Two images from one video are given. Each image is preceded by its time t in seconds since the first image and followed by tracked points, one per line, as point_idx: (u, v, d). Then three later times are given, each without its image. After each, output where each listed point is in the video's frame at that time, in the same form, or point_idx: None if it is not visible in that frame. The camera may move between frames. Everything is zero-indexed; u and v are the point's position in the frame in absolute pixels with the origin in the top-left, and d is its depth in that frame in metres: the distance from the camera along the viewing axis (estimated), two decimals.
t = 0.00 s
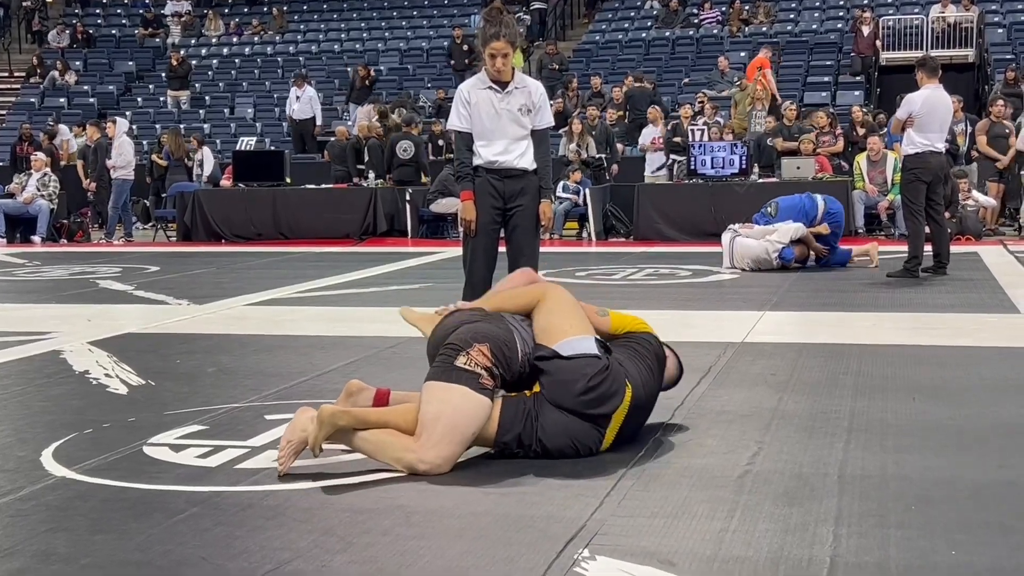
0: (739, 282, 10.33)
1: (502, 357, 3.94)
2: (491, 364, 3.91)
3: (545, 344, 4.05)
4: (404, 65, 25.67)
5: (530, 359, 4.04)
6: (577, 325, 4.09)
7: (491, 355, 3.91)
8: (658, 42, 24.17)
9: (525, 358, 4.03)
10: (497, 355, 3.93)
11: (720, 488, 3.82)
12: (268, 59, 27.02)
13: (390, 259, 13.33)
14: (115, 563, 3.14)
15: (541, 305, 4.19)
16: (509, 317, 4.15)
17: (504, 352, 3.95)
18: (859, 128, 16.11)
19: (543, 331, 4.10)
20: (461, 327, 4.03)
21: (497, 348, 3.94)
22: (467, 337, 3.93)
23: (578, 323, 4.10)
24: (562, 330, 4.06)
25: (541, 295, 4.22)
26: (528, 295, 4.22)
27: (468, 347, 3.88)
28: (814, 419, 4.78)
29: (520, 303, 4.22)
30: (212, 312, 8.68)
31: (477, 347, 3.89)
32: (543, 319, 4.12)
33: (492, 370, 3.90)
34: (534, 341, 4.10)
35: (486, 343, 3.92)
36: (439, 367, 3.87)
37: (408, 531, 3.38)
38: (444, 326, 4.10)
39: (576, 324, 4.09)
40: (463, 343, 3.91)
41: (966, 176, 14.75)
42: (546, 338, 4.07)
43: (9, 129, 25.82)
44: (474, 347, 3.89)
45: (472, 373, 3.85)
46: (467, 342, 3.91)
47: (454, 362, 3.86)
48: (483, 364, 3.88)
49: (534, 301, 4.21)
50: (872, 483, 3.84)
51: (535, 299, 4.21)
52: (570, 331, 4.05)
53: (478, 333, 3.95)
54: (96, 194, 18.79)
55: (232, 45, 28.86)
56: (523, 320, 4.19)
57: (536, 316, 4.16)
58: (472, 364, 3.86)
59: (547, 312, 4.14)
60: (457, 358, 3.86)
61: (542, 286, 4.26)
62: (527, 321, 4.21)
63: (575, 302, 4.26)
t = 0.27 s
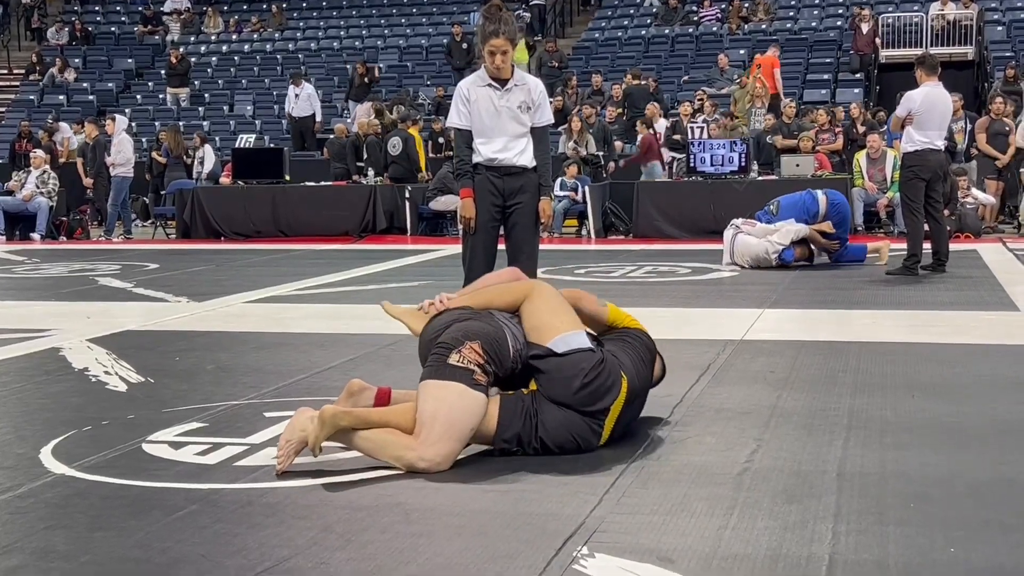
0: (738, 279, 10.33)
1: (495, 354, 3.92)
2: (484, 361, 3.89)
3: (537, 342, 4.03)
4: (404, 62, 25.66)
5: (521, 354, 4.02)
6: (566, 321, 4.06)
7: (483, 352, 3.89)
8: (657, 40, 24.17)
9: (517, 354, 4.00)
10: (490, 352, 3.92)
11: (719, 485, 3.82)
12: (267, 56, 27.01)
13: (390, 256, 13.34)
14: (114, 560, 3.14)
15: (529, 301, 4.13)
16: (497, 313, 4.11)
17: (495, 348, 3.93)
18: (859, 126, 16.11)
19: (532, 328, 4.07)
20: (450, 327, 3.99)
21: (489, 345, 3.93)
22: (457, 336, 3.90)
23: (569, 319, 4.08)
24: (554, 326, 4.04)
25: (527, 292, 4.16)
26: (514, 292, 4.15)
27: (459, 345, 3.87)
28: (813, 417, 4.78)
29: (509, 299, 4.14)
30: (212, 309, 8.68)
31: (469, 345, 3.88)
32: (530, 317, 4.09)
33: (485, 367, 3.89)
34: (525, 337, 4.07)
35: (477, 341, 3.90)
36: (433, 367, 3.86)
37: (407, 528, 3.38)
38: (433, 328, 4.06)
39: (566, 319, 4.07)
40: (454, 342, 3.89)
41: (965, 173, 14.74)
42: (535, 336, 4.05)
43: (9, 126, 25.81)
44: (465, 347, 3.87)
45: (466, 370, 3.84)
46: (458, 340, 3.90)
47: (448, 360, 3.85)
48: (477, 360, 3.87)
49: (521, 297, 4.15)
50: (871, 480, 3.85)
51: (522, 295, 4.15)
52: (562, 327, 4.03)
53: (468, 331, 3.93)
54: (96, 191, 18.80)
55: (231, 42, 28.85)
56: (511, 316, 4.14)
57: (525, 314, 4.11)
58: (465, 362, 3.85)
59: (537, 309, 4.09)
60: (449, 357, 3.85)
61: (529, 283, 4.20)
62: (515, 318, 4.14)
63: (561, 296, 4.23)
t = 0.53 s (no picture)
0: (738, 276, 10.33)
1: (493, 350, 3.91)
2: (482, 356, 3.88)
3: (546, 341, 4.05)
4: (404, 59, 25.65)
5: (522, 350, 4.01)
6: (578, 322, 4.07)
7: (480, 347, 3.89)
8: (657, 37, 24.15)
9: (517, 349, 4.00)
10: (487, 347, 3.91)
11: (719, 482, 3.82)
12: (267, 53, 26.99)
13: (390, 253, 13.34)
14: (114, 556, 3.14)
15: (542, 300, 4.15)
16: (503, 310, 4.12)
17: (494, 344, 3.93)
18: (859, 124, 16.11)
19: (542, 328, 4.08)
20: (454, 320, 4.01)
21: (488, 342, 3.92)
22: (457, 332, 3.91)
23: (579, 319, 4.08)
24: (563, 326, 4.05)
25: (540, 292, 4.18)
26: (526, 291, 4.18)
27: (458, 340, 3.87)
28: (813, 414, 4.78)
29: (521, 297, 4.18)
30: (212, 306, 8.68)
31: (467, 341, 3.88)
32: (541, 316, 4.10)
33: (483, 363, 3.88)
34: (532, 335, 4.08)
35: (476, 336, 3.91)
36: (431, 362, 3.87)
37: (407, 525, 3.38)
38: (438, 319, 4.07)
39: (576, 320, 4.07)
40: (454, 337, 3.89)
41: (966, 171, 14.73)
42: (545, 335, 4.06)
43: (8, 123, 25.80)
44: (463, 341, 3.87)
45: (463, 366, 3.83)
46: (458, 335, 3.90)
47: (446, 356, 3.84)
48: (475, 356, 3.86)
49: (533, 297, 4.17)
50: (871, 478, 3.84)
51: (534, 295, 4.17)
52: (572, 328, 4.04)
53: (468, 327, 3.93)
54: (95, 187, 18.81)
55: (231, 39, 28.82)
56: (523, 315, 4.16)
57: (536, 312, 4.13)
58: (463, 358, 3.84)
59: (548, 308, 4.11)
60: (447, 353, 3.85)
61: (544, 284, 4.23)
62: (526, 317, 4.15)
63: (576, 297, 4.24)
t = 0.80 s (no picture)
0: (738, 274, 10.33)
1: (511, 350, 3.92)
2: (500, 357, 3.89)
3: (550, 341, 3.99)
4: (404, 56, 25.64)
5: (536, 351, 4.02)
6: (585, 323, 3.99)
7: (500, 349, 3.90)
8: (658, 34, 24.14)
9: (533, 350, 4.02)
10: (507, 349, 3.92)
11: (720, 480, 3.82)
12: (268, 49, 26.97)
13: (390, 250, 13.33)
14: (115, 554, 3.14)
15: (551, 294, 4.12)
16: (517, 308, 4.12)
17: (511, 344, 3.94)
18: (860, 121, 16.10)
19: (547, 325, 4.03)
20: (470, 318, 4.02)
21: (506, 342, 3.93)
22: (477, 330, 3.91)
23: (585, 320, 4.01)
24: (567, 325, 3.98)
25: (549, 284, 4.15)
26: (536, 283, 4.16)
27: (477, 340, 3.87)
28: (813, 411, 4.78)
29: (534, 288, 4.15)
30: (212, 303, 8.68)
31: (486, 340, 3.88)
32: (548, 313, 4.05)
33: (501, 364, 3.89)
34: (541, 333, 4.07)
35: (496, 336, 3.91)
36: (446, 359, 3.88)
37: (408, 522, 3.38)
38: (452, 316, 4.09)
39: (582, 321, 4.00)
40: (472, 335, 3.90)
41: (966, 168, 14.74)
42: (550, 333, 4.01)
43: (8, 119, 25.80)
44: (482, 341, 3.87)
45: (481, 366, 3.84)
46: (476, 335, 3.90)
47: (464, 355, 3.85)
48: (493, 357, 3.87)
49: (543, 289, 4.15)
50: (872, 475, 3.84)
51: (545, 287, 4.15)
52: (577, 328, 3.97)
53: (486, 327, 3.93)
54: (96, 184, 18.79)
55: (231, 36, 28.80)
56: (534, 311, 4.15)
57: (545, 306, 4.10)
58: (481, 358, 3.85)
59: (555, 305, 4.06)
60: (466, 351, 3.85)
61: (554, 275, 4.18)
62: (535, 311, 4.16)
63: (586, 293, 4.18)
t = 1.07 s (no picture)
0: (738, 270, 10.34)
1: (507, 345, 3.89)
2: (496, 351, 3.87)
3: (557, 331, 4.05)
4: (405, 52, 25.63)
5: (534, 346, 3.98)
6: (589, 316, 4.08)
7: (495, 343, 3.87)
8: (659, 31, 24.13)
9: (528, 345, 3.96)
10: (502, 343, 3.89)
11: (720, 476, 3.82)
12: (269, 46, 26.95)
13: (391, 247, 13.33)
14: (115, 549, 3.14)
15: (552, 292, 4.17)
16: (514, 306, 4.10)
17: (507, 338, 3.90)
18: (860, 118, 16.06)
19: (551, 318, 4.09)
20: (467, 313, 4.01)
21: (503, 336, 3.90)
22: (471, 325, 3.90)
23: (589, 311, 4.09)
24: (574, 317, 4.05)
25: (550, 284, 4.19)
26: (536, 283, 4.18)
27: (473, 335, 3.86)
28: (814, 408, 4.78)
29: (531, 290, 4.17)
30: (213, 299, 8.68)
31: (482, 335, 3.87)
32: (552, 307, 4.12)
33: (496, 358, 3.87)
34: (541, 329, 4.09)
35: (491, 331, 3.89)
36: (444, 356, 3.87)
37: (408, 518, 3.38)
38: (450, 311, 4.08)
39: (586, 312, 4.08)
40: (469, 330, 3.88)
41: (967, 165, 14.70)
42: (554, 326, 4.07)
43: (9, 116, 25.79)
44: (478, 335, 3.86)
45: (477, 361, 3.83)
46: (472, 329, 3.89)
47: (459, 351, 3.85)
48: (489, 351, 3.85)
49: (544, 289, 4.18)
50: (872, 471, 3.85)
51: (545, 288, 4.18)
52: (582, 318, 4.05)
53: (481, 321, 3.92)
54: (96, 180, 18.79)
55: (231, 32, 28.78)
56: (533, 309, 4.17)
57: (546, 304, 4.15)
58: (477, 352, 3.84)
59: (559, 300, 4.12)
60: (463, 347, 3.85)
61: (553, 276, 4.24)
62: (535, 311, 4.16)
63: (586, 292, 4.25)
